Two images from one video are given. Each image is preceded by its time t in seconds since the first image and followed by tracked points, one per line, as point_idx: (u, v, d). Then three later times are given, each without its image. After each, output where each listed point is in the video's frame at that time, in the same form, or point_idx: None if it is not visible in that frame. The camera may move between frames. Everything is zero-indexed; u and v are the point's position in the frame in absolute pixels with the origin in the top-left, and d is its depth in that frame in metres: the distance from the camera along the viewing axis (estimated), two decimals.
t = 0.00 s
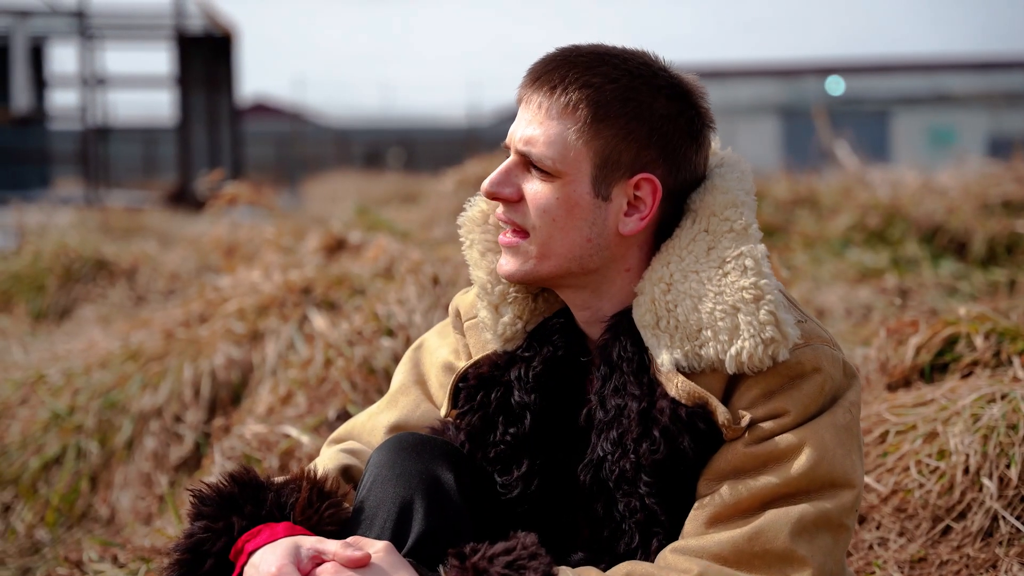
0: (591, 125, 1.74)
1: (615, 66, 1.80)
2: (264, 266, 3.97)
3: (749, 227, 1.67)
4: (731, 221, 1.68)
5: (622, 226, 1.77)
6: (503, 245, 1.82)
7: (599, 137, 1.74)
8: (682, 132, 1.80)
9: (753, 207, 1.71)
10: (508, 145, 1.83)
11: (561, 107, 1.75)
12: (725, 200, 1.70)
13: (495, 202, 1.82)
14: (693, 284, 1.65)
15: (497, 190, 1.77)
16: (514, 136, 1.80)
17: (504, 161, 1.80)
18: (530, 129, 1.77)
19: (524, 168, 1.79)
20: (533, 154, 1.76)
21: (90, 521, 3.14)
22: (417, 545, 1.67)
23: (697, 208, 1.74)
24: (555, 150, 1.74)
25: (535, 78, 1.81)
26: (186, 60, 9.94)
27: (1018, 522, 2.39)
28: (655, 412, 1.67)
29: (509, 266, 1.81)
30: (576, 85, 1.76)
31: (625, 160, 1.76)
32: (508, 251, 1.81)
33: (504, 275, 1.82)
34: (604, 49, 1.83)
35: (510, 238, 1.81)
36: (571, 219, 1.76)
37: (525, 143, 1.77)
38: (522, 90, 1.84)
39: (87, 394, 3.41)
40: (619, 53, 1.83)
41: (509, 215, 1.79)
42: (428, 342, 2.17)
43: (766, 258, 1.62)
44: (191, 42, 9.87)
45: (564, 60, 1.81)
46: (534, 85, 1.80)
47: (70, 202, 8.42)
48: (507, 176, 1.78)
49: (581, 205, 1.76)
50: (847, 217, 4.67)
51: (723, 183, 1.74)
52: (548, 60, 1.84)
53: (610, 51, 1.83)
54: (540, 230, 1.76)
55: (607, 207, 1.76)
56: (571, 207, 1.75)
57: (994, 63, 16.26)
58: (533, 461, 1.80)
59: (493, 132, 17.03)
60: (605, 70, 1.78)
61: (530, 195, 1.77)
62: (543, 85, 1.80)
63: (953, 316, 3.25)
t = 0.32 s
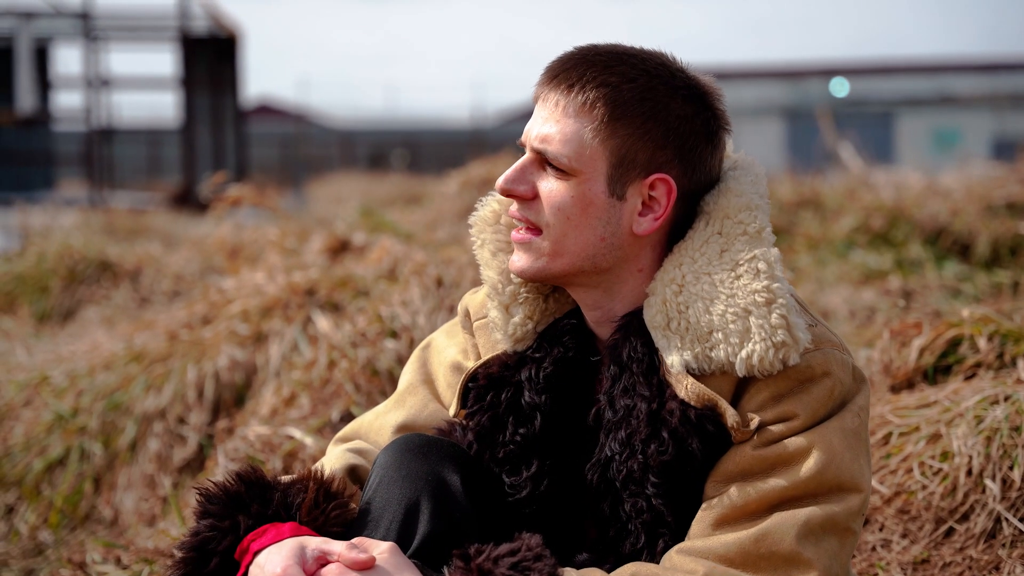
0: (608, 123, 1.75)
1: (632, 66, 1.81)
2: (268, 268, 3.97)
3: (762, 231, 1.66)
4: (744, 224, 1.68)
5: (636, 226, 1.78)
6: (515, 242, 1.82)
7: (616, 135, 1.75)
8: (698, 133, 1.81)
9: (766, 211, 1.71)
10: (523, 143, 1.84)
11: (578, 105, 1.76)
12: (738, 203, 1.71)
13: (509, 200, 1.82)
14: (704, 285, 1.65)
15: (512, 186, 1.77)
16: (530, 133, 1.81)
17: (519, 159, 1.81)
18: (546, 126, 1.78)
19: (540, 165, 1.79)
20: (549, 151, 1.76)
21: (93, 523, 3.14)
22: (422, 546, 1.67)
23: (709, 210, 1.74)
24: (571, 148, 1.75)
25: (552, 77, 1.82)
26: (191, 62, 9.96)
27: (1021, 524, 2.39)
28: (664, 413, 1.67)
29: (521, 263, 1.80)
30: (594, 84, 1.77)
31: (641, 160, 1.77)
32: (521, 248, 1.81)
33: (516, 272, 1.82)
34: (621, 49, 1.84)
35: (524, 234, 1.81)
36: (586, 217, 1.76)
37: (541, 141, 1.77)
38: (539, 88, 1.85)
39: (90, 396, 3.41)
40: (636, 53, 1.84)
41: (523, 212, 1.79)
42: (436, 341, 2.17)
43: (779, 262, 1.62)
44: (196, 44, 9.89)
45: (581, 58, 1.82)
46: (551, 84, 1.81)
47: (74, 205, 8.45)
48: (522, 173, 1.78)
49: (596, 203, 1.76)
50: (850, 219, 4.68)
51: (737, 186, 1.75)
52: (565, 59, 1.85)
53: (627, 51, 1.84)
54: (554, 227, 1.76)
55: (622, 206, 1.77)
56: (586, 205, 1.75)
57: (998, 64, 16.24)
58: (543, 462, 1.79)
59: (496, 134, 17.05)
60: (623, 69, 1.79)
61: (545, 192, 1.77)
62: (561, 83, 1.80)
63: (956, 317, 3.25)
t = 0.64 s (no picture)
0: (620, 115, 1.75)
1: (646, 61, 1.82)
2: (268, 269, 3.97)
3: (771, 231, 1.66)
4: (752, 225, 1.68)
5: (645, 220, 1.78)
6: (524, 235, 1.82)
7: (628, 128, 1.75)
8: (709, 131, 1.82)
9: (774, 213, 1.71)
10: (534, 136, 1.84)
11: (591, 98, 1.77)
12: (745, 203, 1.71)
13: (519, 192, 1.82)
14: (711, 283, 1.65)
15: (522, 178, 1.77)
16: (542, 126, 1.81)
17: (530, 151, 1.81)
18: (559, 118, 1.78)
19: (550, 158, 1.80)
20: (561, 143, 1.77)
21: (94, 524, 3.14)
22: (423, 545, 1.68)
23: (717, 210, 1.75)
24: (583, 139, 1.75)
25: (566, 70, 1.83)
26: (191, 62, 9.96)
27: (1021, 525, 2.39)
28: (668, 411, 1.67)
29: (529, 254, 1.80)
30: (608, 76, 1.78)
31: (652, 154, 1.77)
32: (529, 240, 1.81)
33: (524, 264, 1.82)
34: (635, 45, 1.85)
35: (532, 226, 1.81)
36: (596, 210, 1.76)
37: (553, 133, 1.78)
38: (552, 81, 1.85)
39: (91, 396, 3.41)
40: (649, 50, 1.85)
41: (532, 204, 1.79)
42: (441, 339, 2.17)
43: (786, 263, 1.62)
44: (196, 44, 9.90)
45: (595, 52, 1.83)
46: (564, 77, 1.82)
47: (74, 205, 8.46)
48: (532, 165, 1.78)
49: (606, 196, 1.76)
50: (850, 220, 4.67)
51: (746, 186, 1.75)
52: (579, 53, 1.86)
53: (640, 47, 1.85)
54: (564, 219, 1.76)
55: (632, 199, 1.77)
56: (597, 198, 1.76)
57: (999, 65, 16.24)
58: (549, 459, 1.79)
59: (497, 135, 17.06)
60: (636, 64, 1.80)
61: (556, 184, 1.77)
62: (575, 76, 1.81)
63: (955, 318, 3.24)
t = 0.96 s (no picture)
0: (605, 109, 1.77)
1: (632, 55, 1.83)
2: (263, 270, 3.97)
3: (768, 228, 1.66)
4: (750, 221, 1.67)
5: (635, 213, 1.78)
6: (519, 231, 1.83)
7: (613, 121, 1.77)
8: (698, 121, 1.82)
9: (772, 209, 1.71)
10: (527, 133, 1.86)
11: (577, 93, 1.79)
12: (742, 200, 1.71)
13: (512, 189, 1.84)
14: (708, 278, 1.65)
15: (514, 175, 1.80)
16: (532, 122, 1.84)
17: (522, 147, 1.83)
18: (547, 114, 1.80)
19: (542, 154, 1.81)
20: (549, 138, 1.79)
21: (88, 525, 3.13)
22: (421, 545, 1.67)
23: (714, 206, 1.75)
24: (570, 133, 1.77)
25: (554, 67, 1.86)
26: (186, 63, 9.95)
27: (1015, 525, 2.39)
28: (665, 407, 1.67)
29: (524, 249, 1.81)
30: (593, 71, 1.80)
31: (639, 146, 1.77)
32: (523, 236, 1.82)
33: (520, 259, 1.83)
34: (622, 40, 1.87)
35: (526, 222, 1.82)
36: (585, 203, 1.77)
37: (543, 129, 1.80)
38: (542, 80, 1.88)
39: (86, 397, 3.40)
40: (636, 44, 1.86)
41: (525, 200, 1.81)
42: (442, 336, 2.17)
43: (784, 259, 1.62)
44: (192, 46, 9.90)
45: (582, 49, 1.85)
46: (553, 74, 1.84)
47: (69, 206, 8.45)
48: (524, 161, 1.81)
49: (595, 190, 1.77)
50: (846, 221, 4.68)
51: (742, 183, 1.75)
52: (567, 51, 1.88)
53: (628, 41, 1.86)
54: (554, 213, 1.77)
55: (621, 191, 1.77)
56: (585, 192, 1.77)
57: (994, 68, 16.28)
58: (552, 453, 1.79)
59: (493, 138, 17.06)
60: (622, 58, 1.81)
61: (546, 179, 1.79)
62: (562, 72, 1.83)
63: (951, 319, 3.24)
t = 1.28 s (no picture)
0: (589, 112, 1.78)
1: (616, 57, 1.83)
2: (257, 271, 3.97)
3: (765, 230, 1.66)
4: (747, 223, 1.67)
5: (622, 215, 1.78)
6: (510, 234, 1.83)
7: (597, 124, 1.77)
8: (685, 122, 1.82)
9: (768, 212, 1.71)
10: (516, 137, 1.87)
11: (561, 97, 1.80)
12: (738, 202, 1.71)
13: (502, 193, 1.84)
14: (704, 280, 1.65)
15: (503, 179, 1.80)
16: (519, 127, 1.84)
17: (511, 152, 1.84)
18: (532, 119, 1.81)
19: (531, 158, 1.82)
20: (536, 142, 1.79)
21: (82, 526, 3.13)
22: (415, 546, 1.67)
23: (710, 206, 1.75)
24: (556, 137, 1.77)
25: (540, 72, 1.86)
26: (180, 64, 9.95)
27: (1009, 526, 2.38)
28: (660, 408, 1.67)
29: (515, 253, 1.81)
30: (576, 75, 1.80)
31: (624, 148, 1.78)
32: (514, 239, 1.82)
33: (512, 262, 1.83)
34: (607, 42, 1.87)
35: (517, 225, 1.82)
36: (572, 207, 1.77)
37: (530, 133, 1.81)
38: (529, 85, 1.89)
39: (79, 398, 3.40)
40: (622, 46, 1.86)
41: (514, 204, 1.82)
42: (440, 336, 2.17)
43: (780, 261, 1.62)
44: (186, 46, 9.90)
45: (567, 52, 1.86)
46: (538, 78, 1.85)
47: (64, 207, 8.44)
48: (512, 165, 1.81)
49: (583, 193, 1.77)
50: (840, 222, 4.68)
51: (738, 184, 1.75)
52: (553, 55, 1.89)
53: (613, 43, 1.87)
54: (541, 217, 1.78)
55: (607, 194, 1.77)
56: (573, 195, 1.77)
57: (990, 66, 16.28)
58: (549, 452, 1.79)
59: (488, 137, 17.08)
60: (606, 60, 1.82)
61: (534, 183, 1.79)
62: (547, 76, 1.84)
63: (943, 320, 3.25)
